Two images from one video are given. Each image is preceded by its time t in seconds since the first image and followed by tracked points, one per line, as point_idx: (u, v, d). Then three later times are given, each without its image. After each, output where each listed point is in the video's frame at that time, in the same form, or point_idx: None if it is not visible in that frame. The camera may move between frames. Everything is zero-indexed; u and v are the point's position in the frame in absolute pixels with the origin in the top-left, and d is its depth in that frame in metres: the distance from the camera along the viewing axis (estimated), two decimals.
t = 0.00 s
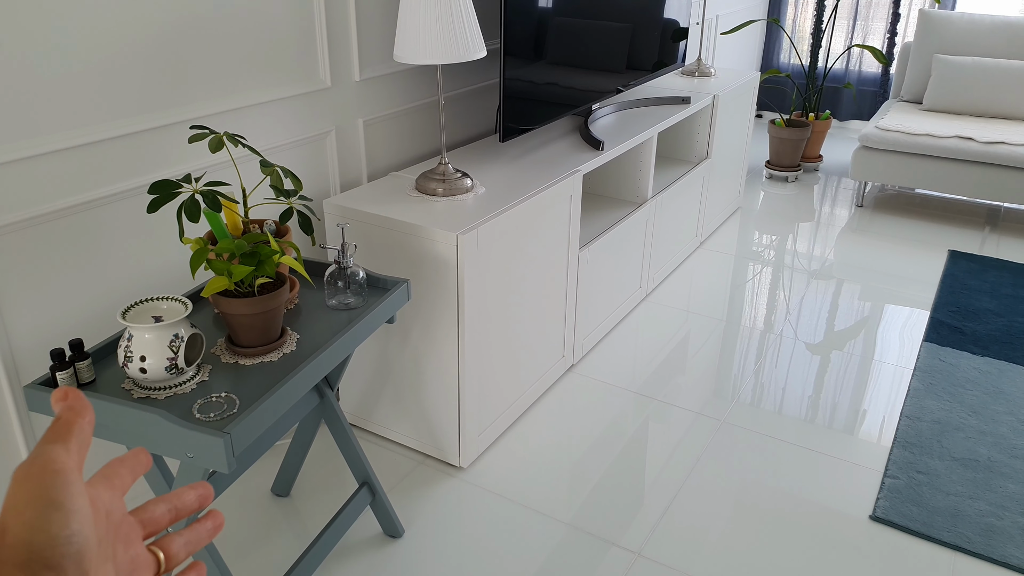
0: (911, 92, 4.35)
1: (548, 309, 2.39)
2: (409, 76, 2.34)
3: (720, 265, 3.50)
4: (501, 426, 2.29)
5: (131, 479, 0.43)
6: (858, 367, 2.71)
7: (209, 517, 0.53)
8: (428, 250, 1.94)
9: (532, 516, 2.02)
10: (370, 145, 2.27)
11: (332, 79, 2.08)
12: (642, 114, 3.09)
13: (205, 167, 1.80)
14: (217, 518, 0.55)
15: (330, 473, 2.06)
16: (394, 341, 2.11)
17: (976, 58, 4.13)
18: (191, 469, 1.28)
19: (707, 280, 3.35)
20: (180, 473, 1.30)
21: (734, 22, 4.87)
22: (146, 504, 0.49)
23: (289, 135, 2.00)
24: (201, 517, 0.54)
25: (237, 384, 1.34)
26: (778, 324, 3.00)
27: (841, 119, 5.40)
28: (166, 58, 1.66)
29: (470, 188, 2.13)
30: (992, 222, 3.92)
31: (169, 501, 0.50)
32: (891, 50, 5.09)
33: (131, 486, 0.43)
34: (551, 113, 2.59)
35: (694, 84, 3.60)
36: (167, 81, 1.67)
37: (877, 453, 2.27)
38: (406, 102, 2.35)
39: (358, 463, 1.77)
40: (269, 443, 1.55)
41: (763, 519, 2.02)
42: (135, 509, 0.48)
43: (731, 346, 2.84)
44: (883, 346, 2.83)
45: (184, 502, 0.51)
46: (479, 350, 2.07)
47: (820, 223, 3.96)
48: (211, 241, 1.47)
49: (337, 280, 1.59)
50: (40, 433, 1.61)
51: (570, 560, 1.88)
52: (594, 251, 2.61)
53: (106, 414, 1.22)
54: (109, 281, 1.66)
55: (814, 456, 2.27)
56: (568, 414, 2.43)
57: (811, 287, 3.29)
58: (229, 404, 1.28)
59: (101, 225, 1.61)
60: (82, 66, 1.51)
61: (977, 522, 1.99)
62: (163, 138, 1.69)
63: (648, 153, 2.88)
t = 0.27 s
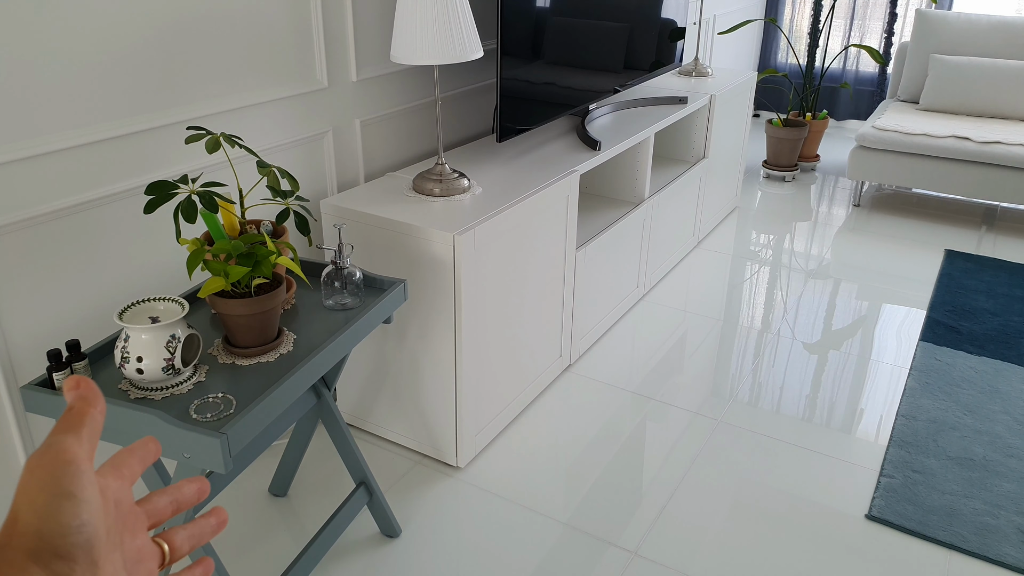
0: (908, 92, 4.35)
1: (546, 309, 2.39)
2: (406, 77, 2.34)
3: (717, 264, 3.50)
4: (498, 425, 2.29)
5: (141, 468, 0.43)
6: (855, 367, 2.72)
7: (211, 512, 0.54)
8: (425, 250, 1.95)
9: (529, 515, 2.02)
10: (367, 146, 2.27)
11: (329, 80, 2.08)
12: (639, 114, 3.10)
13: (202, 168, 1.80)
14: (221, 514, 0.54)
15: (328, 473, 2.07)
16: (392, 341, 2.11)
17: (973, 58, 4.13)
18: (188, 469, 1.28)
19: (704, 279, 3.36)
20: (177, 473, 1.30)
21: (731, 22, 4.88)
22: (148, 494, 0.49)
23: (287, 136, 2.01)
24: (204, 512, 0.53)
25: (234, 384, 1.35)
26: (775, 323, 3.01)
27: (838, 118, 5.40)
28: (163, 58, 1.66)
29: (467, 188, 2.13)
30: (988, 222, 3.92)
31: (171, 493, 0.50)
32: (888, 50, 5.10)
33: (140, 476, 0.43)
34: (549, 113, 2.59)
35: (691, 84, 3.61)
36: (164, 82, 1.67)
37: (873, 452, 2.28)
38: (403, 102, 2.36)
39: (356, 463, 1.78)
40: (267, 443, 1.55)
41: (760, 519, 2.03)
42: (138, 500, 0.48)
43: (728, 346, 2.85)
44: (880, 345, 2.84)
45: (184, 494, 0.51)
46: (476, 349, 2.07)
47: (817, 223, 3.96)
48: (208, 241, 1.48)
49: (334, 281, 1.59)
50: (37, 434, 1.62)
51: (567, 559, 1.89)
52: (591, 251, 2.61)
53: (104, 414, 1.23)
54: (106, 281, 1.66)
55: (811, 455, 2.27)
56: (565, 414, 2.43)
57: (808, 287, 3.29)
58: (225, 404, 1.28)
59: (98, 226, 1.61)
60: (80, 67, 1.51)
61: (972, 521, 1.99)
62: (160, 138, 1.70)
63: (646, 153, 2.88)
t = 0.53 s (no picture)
0: (904, 91, 4.36)
1: (543, 309, 2.39)
2: (403, 77, 2.34)
3: (714, 264, 3.51)
4: (496, 425, 2.29)
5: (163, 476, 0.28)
6: (852, 366, 2.72)
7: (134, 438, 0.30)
8: (422, 250, 1.94)
9: (527, 516, 2.02)
10: (364, 146, 2.27)
11: (325, 80, 2.08)
12: (636, 114, 3.10)
13: (198, 168, 1.80)
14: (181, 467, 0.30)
15: (325, 473, 2.06)
16: (389, 342, 2.11)
17: (969, 57, 4.14)
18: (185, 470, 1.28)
19: (701, 279, 3.36)
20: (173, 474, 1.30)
21: (728, 22, 4.88)
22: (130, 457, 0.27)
23: (283, 136, 2.00)
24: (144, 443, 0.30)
25: (230, 385, 1.34)
26: (773, 323, 3.01)
27: (835, 118, 5.41)
28: (159, 58, 1.65)
29: (464, 188, 2.13)
30: (985, 221, 3.93)
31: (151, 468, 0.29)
32: (885, 49, 5.11)
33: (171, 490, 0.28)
34: (546, 113, 2.59)
35: (688, 83, 3.61)
36: (160, 82, 1.67)
37: (870, 451, 2.28)
38: (399, 102, 2.35)
39: (353, 463, 1.78)
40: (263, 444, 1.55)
41: (757, 518, 2.03)
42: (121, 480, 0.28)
43: (725, 346, 2.85)
44: (877, 345, 2.84)
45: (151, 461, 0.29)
46: (473, 349, 2.07)
47: (815, 222, 3.96)
48: (205, 242, 1.47)
49: (330, 281, 1.59)
50: (33, 435, 1.62)
51: (565, 560, 1.89)
52: (588, 251, 2.61)
53: (100, 415, 1.23)
54: (102, 282, 1.66)
55: (808, 454, 2.28)
56: (562, 414, 2.43)
57: (805, 286, 3.30)
58: (222, 406, 1.28)
59: (93, 227, 1.61)
60: (75, 68, 1.51)
61: (969, 519, 2.00)
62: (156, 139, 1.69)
63: (643, 152, 2.88)
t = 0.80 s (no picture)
0: (899, 92, 4.37)
1: (539, 310, 2.40)
2: (399, 79, 2.34)
3: (710, 265, 3.51)
4: (492, 427, 2.30)
5: None
6: (848, 366, 2.73)
7: None
8: (418, 253, 1.95)
9: (523, 517, 2.02)
10: (360, 148, 2.27)
11: (321, 83, 2.08)
12: (632, 115, 3.11)
13: (194, 172, 1.80)
14: None
15: (322, 476, 2.07)
16: (386, 344, 2.11)
17: (964, 58, 4.15)
18: (182, 475, 1.28)
19: (698, 280, 3.37)
20: (171, 479, 1.30)
21: (724, 23, 4.89)
22: None
23: (280, 140, 2.01)
24: None
25: (227, 390, 1.35)
26: (769, 324, 3.02)
27: (831, 118, 5.42)
28: (155, 63, 1.66)
29: (460, 191, 2.14)
30: (979, 221, 3.94)
31: None
32: (881, 50, 5.12)
33: None
34: (542, 115, 2.59)
35: (684, 85, 3.62)
36: (155, 87, 1.67)
37: (866, 452, 2.29)
38: (396, 105, 2.36)
39: (350, 466, 1.78)
40: (260, 447, 1.55)
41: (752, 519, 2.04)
42: None
43: (721, 346, 2.86)
44: (873, 345, 2.85)
45: None
46: (470, 351, 2.08)
47: (811, 223, 3.97)
48: (201, 247, 1.48)
49: (327, 285, 1.59)
50: (30, 439, 1.62)
51: (561, 561, 1.89)
52: (584, 253, 2.62)
53: (97, 421, 1.23)
54: (97, 286, 1.66)
55: (803, 455, 2.28)
56: (558, 415, 2.44)
57: (801, 287, 3.31)
58: (218, 410, 1.28)
59: (90, 232, 1.61)
60: (69, 73, 1.51)
61: (963, 520, 2.00)
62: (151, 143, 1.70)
63: (639, 154, 2.89)
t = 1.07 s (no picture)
0: (894, 90, 4.38)
1: (535, 309, 2.40)
2: (394, 78, 2.34)
3: (706, 263, 3.51)
4: (488, 426, 2.29)
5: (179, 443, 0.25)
6: (844, 364, 2.73)
7: None
8: (414, 252, 1.94)
9: (519, 516, 2.02)
10: (355, 147, 2.26)
11: (316, 82, 2.08)
12: (627, 114, 3.10)
13: (187, 171, 1.79)
14: None
15: (317, 475, 2.06)
16: (381, 343, 2.11)
17: (958, 57, 4.16)
18: (176, 475, 1.28)
19: (694, 278, 3.37)
20: (165, 478, 1.30)
21: (719, 22, 4.89)
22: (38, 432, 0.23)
23: (274, 138, 2.00)
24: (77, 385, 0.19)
25: (221, 389, 1.34)
26: (765, 322, 3.02)
27: (826, 117, 5.42)
28: (147, 61, 1.65)
29: (455, 190, 2.13)
30: (974, 219, 3.95)
31: None
32: (875, 48, 5.12)
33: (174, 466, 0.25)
34: (538, 113, 2.59)
35: (679, 84, 3.62)
36: (147, 85, 1.67)
37: (862, 449, 2.29)
38: (391, 103, 2.35)
39: (345, 465, 1.77)
40: (255, 447, 1.55)
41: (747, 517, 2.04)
42: None
43: (717, 345, 2.86)
44: (868, 343, 2.85)
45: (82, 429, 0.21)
46: (465, 350, 2.07)
47: (806, 221, 3.98)
48: (195, 245, 1.47)
49: (321, 284, 1.59)
50: (23, 439, 1.62)
51: (557, 560, 1.89)
52: (580, 251, 2.61)
53: (90, 420, 1.23)
54: (90, 286, 1.65)
55: (799, 453, 2.28)
56: (554, 414, 2.43)
57: (796, 285, 3.31)
58: (212, 409, 1.28)
59: (82, 231, 1.61)
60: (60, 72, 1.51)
61: (958, 517, 2.01)
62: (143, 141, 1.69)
63: (635, 153, 2.88)
